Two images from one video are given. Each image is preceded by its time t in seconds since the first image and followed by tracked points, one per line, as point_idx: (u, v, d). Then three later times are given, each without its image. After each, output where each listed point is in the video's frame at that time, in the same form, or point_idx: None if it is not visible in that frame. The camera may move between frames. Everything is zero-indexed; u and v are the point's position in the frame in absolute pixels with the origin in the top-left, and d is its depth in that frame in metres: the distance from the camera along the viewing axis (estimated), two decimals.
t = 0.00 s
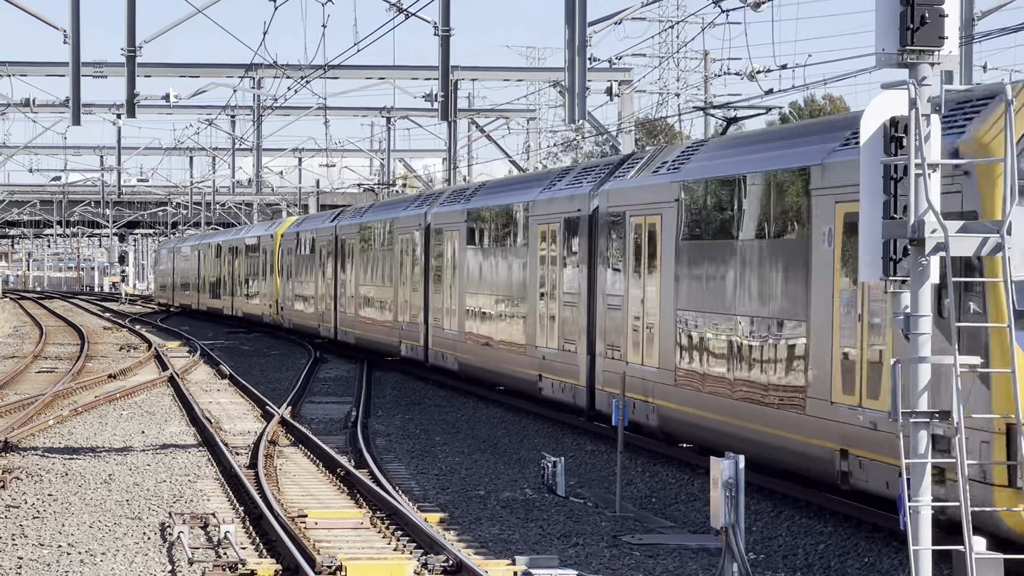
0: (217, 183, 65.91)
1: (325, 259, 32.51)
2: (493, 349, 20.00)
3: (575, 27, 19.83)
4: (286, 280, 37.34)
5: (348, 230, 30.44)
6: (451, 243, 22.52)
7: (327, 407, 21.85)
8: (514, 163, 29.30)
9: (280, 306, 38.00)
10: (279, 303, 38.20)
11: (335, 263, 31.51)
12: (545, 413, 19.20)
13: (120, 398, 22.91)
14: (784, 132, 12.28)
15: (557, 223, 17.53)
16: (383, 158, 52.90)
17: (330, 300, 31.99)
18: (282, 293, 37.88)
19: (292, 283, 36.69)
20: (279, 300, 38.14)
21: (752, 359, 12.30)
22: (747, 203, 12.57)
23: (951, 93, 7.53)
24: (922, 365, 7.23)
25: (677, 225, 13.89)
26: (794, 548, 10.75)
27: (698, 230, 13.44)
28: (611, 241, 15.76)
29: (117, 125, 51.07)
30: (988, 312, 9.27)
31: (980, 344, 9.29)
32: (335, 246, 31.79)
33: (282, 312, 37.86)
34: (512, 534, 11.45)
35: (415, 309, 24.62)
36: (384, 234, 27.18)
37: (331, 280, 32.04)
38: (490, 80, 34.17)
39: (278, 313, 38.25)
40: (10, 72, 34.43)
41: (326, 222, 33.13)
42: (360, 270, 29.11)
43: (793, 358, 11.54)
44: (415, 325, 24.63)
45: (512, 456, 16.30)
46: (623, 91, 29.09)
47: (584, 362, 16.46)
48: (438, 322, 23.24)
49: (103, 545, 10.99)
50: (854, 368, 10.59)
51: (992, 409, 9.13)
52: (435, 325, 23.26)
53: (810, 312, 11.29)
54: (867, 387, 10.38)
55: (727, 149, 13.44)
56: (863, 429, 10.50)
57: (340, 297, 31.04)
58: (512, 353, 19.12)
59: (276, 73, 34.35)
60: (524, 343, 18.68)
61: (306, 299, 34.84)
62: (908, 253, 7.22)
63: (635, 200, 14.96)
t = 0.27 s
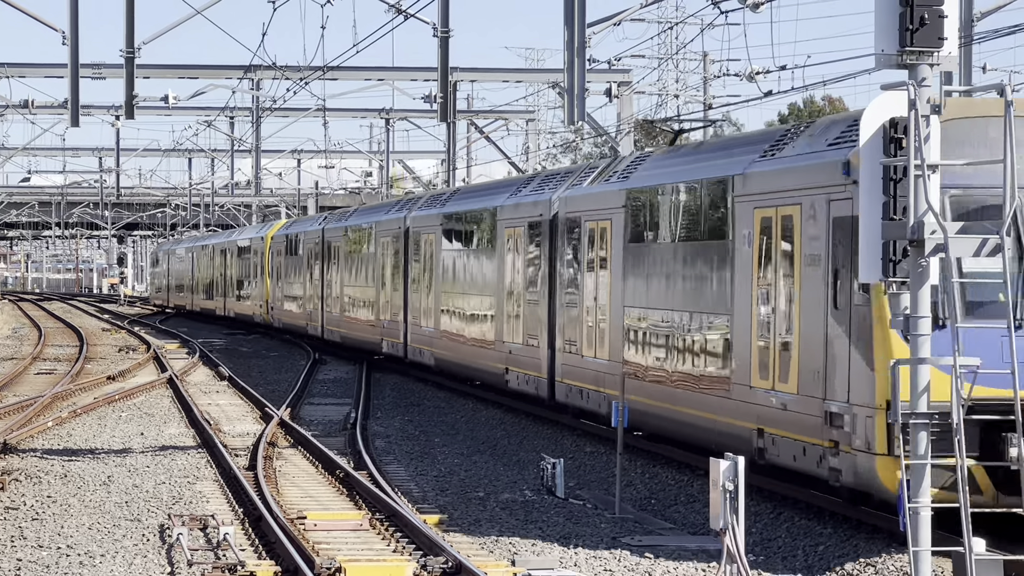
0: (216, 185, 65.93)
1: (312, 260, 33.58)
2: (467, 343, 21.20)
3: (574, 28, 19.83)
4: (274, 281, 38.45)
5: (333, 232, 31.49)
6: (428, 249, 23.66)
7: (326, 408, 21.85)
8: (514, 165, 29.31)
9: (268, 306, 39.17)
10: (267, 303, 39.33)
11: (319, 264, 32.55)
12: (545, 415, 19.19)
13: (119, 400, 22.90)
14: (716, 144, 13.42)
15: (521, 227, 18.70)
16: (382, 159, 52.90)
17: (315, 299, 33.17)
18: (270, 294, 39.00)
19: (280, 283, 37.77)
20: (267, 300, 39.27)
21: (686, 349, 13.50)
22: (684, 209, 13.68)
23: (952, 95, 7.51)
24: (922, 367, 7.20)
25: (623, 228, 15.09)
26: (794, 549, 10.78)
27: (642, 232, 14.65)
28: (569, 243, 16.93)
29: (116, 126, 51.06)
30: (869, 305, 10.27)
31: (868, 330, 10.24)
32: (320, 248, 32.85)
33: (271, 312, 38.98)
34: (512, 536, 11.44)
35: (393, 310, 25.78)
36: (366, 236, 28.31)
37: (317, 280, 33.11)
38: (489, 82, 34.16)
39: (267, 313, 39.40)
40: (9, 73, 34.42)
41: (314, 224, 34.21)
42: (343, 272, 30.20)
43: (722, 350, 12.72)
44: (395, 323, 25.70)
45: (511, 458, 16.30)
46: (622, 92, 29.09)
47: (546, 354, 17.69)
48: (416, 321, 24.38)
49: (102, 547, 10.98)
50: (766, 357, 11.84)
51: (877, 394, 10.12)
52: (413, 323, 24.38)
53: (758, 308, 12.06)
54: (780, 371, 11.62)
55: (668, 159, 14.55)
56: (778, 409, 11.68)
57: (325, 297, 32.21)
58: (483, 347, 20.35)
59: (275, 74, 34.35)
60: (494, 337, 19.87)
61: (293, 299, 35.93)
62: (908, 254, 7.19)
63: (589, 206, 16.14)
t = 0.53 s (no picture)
0: (217, 186, 65.94)
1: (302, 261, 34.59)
2: (444, 338, 22.41)
3: (574, 29, 19.84)
4: (266, 281, 39.47)
5: (321, 233, 32.55)
6: (410, 248, 24.76)
7: (327, 409, 21.85)
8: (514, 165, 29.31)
9: (260, 305, 40.27)
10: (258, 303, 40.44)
11: (309, 264, 33.55)
12: (546, 415, 19.19)
13: (120, 400, 22.90)
14: (662, 153, 14.59)
15: (491, 229, 19.84)
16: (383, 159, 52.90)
17: (304, 299, 34.27)
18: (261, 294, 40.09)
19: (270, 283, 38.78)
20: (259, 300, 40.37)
21: (631, 342, 14.70)
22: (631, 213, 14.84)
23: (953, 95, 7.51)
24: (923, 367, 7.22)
25: (580, 230, 16.25)
26: (796, 549, 10.80)
27: (595, 235, 15.84)
28: (534, 244, 18.09)
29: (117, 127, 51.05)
30: (781, 303, 11.45)
31: (781, 325, 11.44)
32: (309, 249, 33.90)
33: (263, 312, 40.01)
34: (513, 536, 11.44)
35: (377, 307, 26.91)
36: (351, 238, 29.40)
37: (307, 281, 34.11)
38: (490, 82, 34.16)
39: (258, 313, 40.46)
40: (10, 74, 34.42)
41: (303, 226, 35.30)
42: (331, 272, 31.26)
43: (660, 342, 13.92)
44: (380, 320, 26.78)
45: (511, 458, 16.31)
46: (623, 93, 29.10)
47: (513, 347, 18.90)
48: (397, 318, 25.54)
49: (103, 547, 10.98)
50: (698, 349, 13.04)
51: (789, 380, 11.33)
52: (394, 319, 25.55)
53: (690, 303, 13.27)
54: (710, 362, 12.81)
55: (621, 167, 15.72)
56: (708, 396, 12.86)
57: (314, 296, 33.27)
58: (458, 341, 21.57)
59: (275, 75, 34.36)
60: (468, 332, 21.07)
61: (284, 299, 36.95)
62: (909, 254, 7.20)
63: (552, 211, 17.33)
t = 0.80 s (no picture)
0: (220, 185, 65.95)
1: (294, 260, 35.74)
2: (423, 332, 23.75)
3: (577, 28, 19.83)
4: (258, 280, 40.66)
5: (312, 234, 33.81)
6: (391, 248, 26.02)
7: (330, 408, 21.87)
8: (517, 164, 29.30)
9: (253, 303, 41.44)
10: (251, 301, 41.61)
11: (300, 264, 34.73)
12: (549, 414, 19.19)
13: (123, 400, 22.92)
14: (615, 162, 15.92)
15: (466, 230, 21.17)
16: (385, 159, 52.89)
17: (294, 298, 35.50)
18: (254, 292, 41.24)
19: (264, 283, 39.98)
20: (251, 298, 41.51)
21: (586, 332, 16.08)
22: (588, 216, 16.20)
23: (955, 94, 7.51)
24: (925, 366, 7.22)
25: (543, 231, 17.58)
26: (798, 547, 10.80)
27: (557, 235, 17.20)
28: (504, 244, 19.37)
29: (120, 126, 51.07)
30: (715, 298, 12.80)
31: (714, 317, 12.83)
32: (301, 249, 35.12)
33: (256, 309, 41.15)
34: (516, 535, 11.45)
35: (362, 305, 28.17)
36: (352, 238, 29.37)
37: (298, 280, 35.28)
38: (492, 81, 34.15)
39: (252, 310, 41.65)
40: (13, 74, 34.46)
41: (295, 226, 36.55)
42: (320, 270, 32.49)
43: (611, 333, 15.27)
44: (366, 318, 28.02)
45: (513, 457, 16.32)
46: (626, 92, 29.09)
47: (485, 342, 20.23)
48: (380, 315, 26.81)
49: (106, 546, 11.00)
50: (643, 339, 14.41)
51: (720, 366, 12.70)
52: (379, 316, 26.76)
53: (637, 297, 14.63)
54: (655, 351, 14.17)
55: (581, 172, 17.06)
56: (652, 381, 14.23)
57: (305, 294, 34.40)
58: (436, 335, 22.85)
59: (278, 74, 34.38)
60: (444, 326, 22.39)
61: (276, 298, 38.10)
62: (911, 254, 7.21)
63: (518, 213, 18.66)
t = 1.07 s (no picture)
0: (223, 183, 65.91)
1: (286, 261, 36.82)
2: (409, 326, 24.98)
3: (581, 27, 19.82)
4: (252, 278, 41.76)
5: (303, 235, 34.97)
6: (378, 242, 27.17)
7: (334, 407, 21.88)
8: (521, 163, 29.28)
9: (246, 299, 42.51)
10: (245, 298, 42.71)
11: (301, 263, 34.71)
12: (553, 414, 19.20)
13: (127, 399, 22.94)
14: (577, 168, 17.19)
15: (446, 228, 22.42)
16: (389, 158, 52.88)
17: (286, 297, 36.72)
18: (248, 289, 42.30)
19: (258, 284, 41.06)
20: (245, 295, 42.61)
21: (552, 324, 17.34)
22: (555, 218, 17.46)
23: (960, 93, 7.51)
24: (929, 364, 7.21)
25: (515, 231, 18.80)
26: (802, 546, 10.78)
27: (527, 235, 18.44)
28: (482, 243, 20.65)
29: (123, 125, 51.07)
30: (661, 293, 14.07)
31: (661, 310, 14.09)
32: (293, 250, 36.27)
33: (250, 306, 42.19)
34: (520, 534, 11.45)
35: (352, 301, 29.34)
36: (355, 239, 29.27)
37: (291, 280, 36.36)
38: (496, 80, 34.16)
39: (246, 307, 42.73)
40: (17, 73, 34.48)
41: (286, 228, 37.71)
42: (312, 269, 33.63)
43: (574, 326, 16.59)
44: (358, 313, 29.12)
45: (517, 456, 16.32)
46: (630, 90, 29.10)
47: (464, 335, 21.52)
48: (370, 309, 27.97)
49: (111, 544, 11.01)
50: (602, 331, 15.73)
51: (666, 355, 13.96)
52: (369, 312, 27.95)
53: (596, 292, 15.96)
54: (612, 341, 15.48)
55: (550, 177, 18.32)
56: (610, 369, 15.50)
57: (297, 291, 35.53)
58: (421, 330, 24.11)
59: (282, 73, 34.40)
60: (428, 320, 23.58)
61: (269, 295, 39.26)
62: (915, 252, 7.21)
63: (494, 215, 19.97)
